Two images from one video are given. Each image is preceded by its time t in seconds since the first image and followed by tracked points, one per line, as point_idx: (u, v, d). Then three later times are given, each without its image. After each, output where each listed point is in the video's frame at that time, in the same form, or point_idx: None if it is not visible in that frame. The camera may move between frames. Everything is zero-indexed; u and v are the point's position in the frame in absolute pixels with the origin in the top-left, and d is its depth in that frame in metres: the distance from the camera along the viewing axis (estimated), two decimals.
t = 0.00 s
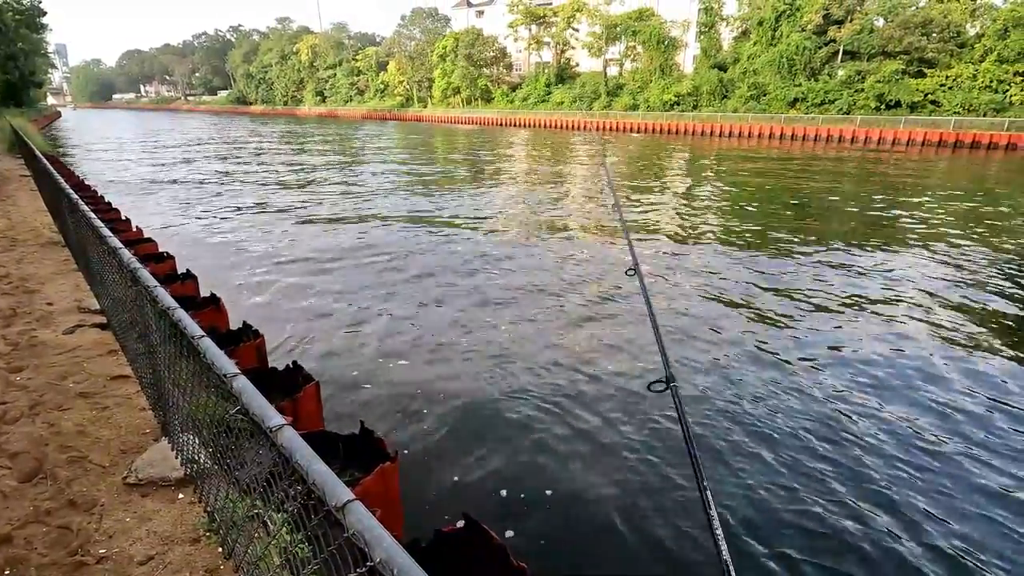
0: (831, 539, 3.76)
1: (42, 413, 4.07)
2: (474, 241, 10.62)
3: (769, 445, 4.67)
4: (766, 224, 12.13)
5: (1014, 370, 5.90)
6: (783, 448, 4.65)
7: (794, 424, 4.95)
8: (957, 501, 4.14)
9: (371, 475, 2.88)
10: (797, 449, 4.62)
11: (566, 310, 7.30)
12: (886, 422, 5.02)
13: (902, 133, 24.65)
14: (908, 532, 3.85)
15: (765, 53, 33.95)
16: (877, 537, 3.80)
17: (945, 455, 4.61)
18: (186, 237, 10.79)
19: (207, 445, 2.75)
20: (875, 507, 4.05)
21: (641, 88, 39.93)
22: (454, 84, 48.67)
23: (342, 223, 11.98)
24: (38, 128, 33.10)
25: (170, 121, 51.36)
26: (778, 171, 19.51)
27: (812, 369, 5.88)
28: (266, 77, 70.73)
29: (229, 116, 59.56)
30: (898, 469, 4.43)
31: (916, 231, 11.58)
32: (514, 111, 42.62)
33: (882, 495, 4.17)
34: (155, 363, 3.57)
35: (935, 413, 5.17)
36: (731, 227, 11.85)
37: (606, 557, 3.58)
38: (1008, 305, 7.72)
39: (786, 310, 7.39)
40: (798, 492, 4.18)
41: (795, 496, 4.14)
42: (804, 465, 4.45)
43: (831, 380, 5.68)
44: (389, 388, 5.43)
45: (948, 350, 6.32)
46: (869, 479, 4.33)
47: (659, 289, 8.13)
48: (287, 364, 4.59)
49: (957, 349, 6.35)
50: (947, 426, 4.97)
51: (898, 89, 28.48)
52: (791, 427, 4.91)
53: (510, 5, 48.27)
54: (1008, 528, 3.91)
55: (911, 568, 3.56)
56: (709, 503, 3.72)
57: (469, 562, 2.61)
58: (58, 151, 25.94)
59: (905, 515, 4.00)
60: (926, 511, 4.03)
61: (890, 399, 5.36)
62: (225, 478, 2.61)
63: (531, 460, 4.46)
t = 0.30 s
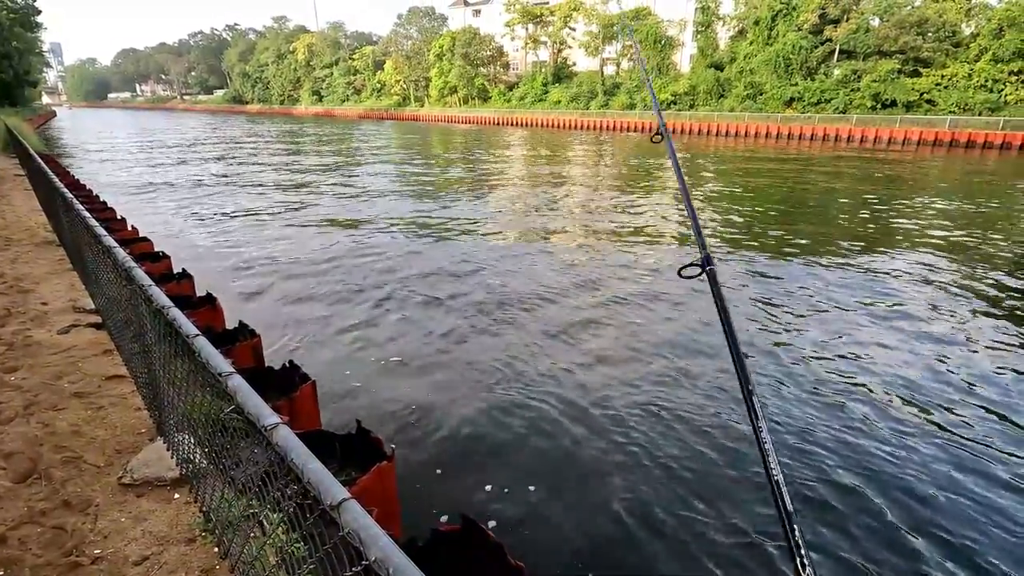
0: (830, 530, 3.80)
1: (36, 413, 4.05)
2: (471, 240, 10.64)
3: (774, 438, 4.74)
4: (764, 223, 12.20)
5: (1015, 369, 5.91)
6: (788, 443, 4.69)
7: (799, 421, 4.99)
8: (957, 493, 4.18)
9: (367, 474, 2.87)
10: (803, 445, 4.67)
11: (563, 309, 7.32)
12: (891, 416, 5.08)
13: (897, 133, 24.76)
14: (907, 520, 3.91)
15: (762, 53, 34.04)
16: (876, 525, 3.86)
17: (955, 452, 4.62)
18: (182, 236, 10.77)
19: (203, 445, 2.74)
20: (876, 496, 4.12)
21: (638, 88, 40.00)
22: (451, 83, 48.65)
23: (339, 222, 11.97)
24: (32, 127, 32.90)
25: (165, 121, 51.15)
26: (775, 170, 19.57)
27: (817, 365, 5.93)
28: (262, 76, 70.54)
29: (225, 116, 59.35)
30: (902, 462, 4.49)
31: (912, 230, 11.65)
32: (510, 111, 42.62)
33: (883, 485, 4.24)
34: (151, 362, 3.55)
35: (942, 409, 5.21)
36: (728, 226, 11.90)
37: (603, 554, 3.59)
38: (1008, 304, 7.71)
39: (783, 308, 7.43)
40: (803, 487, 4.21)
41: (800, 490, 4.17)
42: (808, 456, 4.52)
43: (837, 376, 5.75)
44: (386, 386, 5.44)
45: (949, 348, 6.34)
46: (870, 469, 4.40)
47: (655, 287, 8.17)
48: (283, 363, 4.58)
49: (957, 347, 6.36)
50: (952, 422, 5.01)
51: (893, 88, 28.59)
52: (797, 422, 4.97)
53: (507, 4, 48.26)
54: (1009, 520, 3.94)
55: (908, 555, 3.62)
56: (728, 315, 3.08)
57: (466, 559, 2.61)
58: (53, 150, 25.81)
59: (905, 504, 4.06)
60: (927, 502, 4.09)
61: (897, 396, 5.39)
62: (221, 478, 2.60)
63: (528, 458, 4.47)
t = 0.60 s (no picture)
0: (827, 517, 3.85)
1: (30, 412, 4.04)
2: (468, 237, 10.65)
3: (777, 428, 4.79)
4: (759, 220, 12.26)
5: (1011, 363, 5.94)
6: (790, 433, 4.74)
7: (800, 412, 5.04)
8: (959, 479, 4.22)
9: (363, 472, 2.86)
10: (806, 434, 4.71)
11: (559, 306, 7.34)
12: (894, 406, 5.12)
13: (893, 130, 24.86)
14: (901, 503, 3.99)
15: (758, 51, 34.10)
16: (875, 510, 3.92)
17: (957, 441, 4.66)
18: (177, 234, 10.73)
19: (198, 443, 2.73)
20: (877, 482, 4.17)
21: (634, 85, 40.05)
22: (448, 81, 48.58)
23: (335, 220, 11.96)
24: (26, 125, 32.71)
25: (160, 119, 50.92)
26: (770, 167, 19.66)
27: (819, 358, 5.99)
28: (258, 74, 70.30)
29: (220, 114, 59.08)
30: (898, 448, 4.55)
31: (906, 227, 11.72)
32: (507, 108, 42.58)
33: (879, 470, 4.31)
34: (146, 361, 3.54)
35: (938, 397, 5.28)
36: (724, 223, 11.94)
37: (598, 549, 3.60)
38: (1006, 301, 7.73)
39: (779, 305, 7.47)
40: (804, 475, 4.25)
41: (801, 479, 4.21)
42: (804, 444, 4.58)
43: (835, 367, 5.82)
44: (382, 383, 5.44)
45: (946, 344, 6.37)
46: (867, 455, 4.47)
47: (651, 284, 8.20)
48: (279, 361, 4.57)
49: (954, 344, 6.36)
50: (948, 409, 5.07)
51: (889, 86, 28.69)
52: (800, 412, 5.03)
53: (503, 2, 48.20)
54: (1003, 502, 4.01)
55: (902, 537, 3.69)
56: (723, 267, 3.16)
57: (464, 556, 2.61)
58: (47, 149, 25.68)
59: (901, 488, 4.14)
60: (922, 486, 4.16)
61: (899, 387, 5.44)
62: (217, 476, 2.59)
63: (524, 454, 4.47)
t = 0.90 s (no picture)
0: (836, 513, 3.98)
1: (26, 411, 4.03)
2: (464, 234, 10.66)
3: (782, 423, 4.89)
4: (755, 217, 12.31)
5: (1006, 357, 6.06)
6: (795, 429, 4.83)
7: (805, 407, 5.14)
8: (962, 475, 4.36)
9: (359, 470, 2.86)
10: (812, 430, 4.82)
11: (554, 302, 7.37)
12: (898, 402, 5.24)
13: (889, 127, 24.91)
14: (904, 494, 4.17)
15: (755, 48, 34.08)
16: (881, 508, 4.05)
17: (959, 436, 4.80)
18: (173, 232, 10.71)
19: (195, 441, 2.73)
20: (883, 479, 4.31)
21: (631, 83, 40.04)
22: (445, 78, 48.46)
23: (331, 217, 11.95)
24: (19, 122, 32.51)
25: (155, 116, 50.67)
26: (766, 164, 19.72)
27: (821, 355, 6.10)
28: (254, 71, 70.03)
29: (216, 111, 58.82)
30: (895, 440, 4.73)
31: (901, 224, 11.79)
32: (504, 106, 42.52)
33: (879, 463, 4.48)
34: (142, 359, 3.53)
35: (928, 388, 5.49)
36: (720, 220, 11.97)
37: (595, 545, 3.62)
38: (1000, 297, 7.81)
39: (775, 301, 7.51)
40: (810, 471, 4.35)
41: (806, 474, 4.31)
42: (805, 437, 4.70)
43: (829, 363, 5.96)
44: (378, 380, 5.45)
45: (942, 339, 6.47)
46: (866, 449, 4.64)
47: (646, 280, 8.23)
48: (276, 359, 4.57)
49: (949, 339, 6.46)
50: (945, 402, 5.24)
51: (885, 84, 28.73)
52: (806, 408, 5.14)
53: None
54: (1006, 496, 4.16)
55: (907, 526, 3.87)
56: (750, 179, 2.91)
57: (461, 552, 2.61)
58: (41, 146, 25.52)
59: (904, 481, 4.30)
60: (924, 478, 4.33)
61: (900, 383, 5.57)
62: (214, 474, 2.59)
63: (521, 451, 4.49)
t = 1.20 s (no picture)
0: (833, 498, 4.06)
1: (19, 409, 4.00)
2: (460, 231, 10.64)
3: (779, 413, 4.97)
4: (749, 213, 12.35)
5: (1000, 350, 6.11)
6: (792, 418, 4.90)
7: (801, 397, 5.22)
8: (959, 461, 4.43)
9: (355, 467, 2.86)
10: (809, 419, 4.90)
11: (550, 299, 7.38)
12: (894, 392, 5.33)
13: (884, 123, 24.94)
14: (905, 482, 4.22)
15: (751, 44, 34.06)
16: (877, 492, 4.13)
17: (954, 424, 4.87)
18: (167, 229, 10.65)
19: (191, 438, 2.72)
20: (879, 465, 4.39)
21: (628, 79, 39.99)
22: (440, 74, 48.25)
23: (327, 214, 11.91)
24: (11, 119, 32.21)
25: (148, 112, 50.26)
26: (761, 160, 19.77)
27: (817, 346, 6.18)
28: (248, 67, 69.57)
29: (210, 107, 58.40)
30: (893, 430, 4.79)
31: (895, 220, 11.84)
32: (500, 102, 42.38)
33: (878, 451, 4.54)
34: (137, 357, 3.52)
35: (922, 379, 5.56)
36: (716, 216, 11.99)
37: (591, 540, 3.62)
38: (993, 292, 7.86)
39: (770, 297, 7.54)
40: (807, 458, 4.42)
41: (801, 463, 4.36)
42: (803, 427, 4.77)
43: (826, 355, 6.02)
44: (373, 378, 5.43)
45: (938, 332, 6.52)
46: (864, 438, 4.69)
47: (641, 277, 8.25)
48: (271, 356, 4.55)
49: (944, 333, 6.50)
50: (941, 392, 5.31)
51: (881, 80, 28.78)
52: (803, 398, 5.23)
53: None
54: (1000, 480, 4.24)
55: (906, 513, 3.94)
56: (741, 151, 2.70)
57: (456, 549, 2.61)
58: (33, 142, 25.28)
59: (900, 467, 4.38)
60: (920, 464, 4.41)
61: (896, 373, 5.65)
62: (209, 471, 2.58)
63: (517, 447, 4.50)
